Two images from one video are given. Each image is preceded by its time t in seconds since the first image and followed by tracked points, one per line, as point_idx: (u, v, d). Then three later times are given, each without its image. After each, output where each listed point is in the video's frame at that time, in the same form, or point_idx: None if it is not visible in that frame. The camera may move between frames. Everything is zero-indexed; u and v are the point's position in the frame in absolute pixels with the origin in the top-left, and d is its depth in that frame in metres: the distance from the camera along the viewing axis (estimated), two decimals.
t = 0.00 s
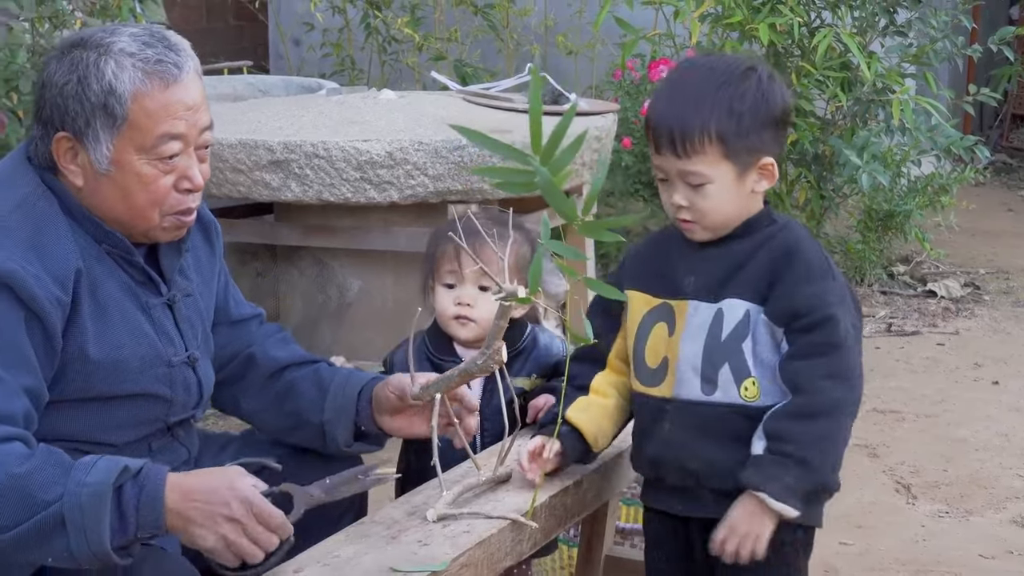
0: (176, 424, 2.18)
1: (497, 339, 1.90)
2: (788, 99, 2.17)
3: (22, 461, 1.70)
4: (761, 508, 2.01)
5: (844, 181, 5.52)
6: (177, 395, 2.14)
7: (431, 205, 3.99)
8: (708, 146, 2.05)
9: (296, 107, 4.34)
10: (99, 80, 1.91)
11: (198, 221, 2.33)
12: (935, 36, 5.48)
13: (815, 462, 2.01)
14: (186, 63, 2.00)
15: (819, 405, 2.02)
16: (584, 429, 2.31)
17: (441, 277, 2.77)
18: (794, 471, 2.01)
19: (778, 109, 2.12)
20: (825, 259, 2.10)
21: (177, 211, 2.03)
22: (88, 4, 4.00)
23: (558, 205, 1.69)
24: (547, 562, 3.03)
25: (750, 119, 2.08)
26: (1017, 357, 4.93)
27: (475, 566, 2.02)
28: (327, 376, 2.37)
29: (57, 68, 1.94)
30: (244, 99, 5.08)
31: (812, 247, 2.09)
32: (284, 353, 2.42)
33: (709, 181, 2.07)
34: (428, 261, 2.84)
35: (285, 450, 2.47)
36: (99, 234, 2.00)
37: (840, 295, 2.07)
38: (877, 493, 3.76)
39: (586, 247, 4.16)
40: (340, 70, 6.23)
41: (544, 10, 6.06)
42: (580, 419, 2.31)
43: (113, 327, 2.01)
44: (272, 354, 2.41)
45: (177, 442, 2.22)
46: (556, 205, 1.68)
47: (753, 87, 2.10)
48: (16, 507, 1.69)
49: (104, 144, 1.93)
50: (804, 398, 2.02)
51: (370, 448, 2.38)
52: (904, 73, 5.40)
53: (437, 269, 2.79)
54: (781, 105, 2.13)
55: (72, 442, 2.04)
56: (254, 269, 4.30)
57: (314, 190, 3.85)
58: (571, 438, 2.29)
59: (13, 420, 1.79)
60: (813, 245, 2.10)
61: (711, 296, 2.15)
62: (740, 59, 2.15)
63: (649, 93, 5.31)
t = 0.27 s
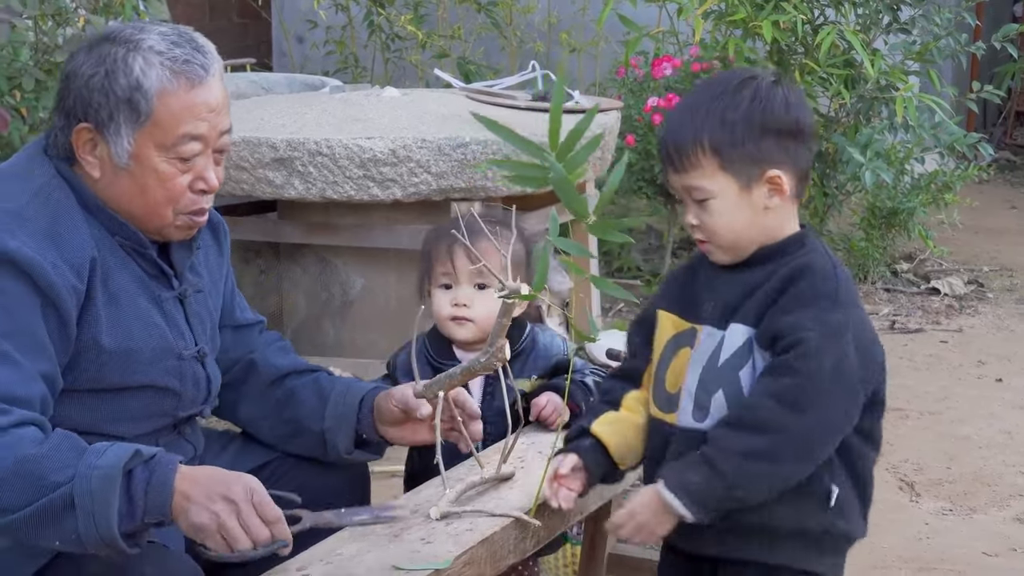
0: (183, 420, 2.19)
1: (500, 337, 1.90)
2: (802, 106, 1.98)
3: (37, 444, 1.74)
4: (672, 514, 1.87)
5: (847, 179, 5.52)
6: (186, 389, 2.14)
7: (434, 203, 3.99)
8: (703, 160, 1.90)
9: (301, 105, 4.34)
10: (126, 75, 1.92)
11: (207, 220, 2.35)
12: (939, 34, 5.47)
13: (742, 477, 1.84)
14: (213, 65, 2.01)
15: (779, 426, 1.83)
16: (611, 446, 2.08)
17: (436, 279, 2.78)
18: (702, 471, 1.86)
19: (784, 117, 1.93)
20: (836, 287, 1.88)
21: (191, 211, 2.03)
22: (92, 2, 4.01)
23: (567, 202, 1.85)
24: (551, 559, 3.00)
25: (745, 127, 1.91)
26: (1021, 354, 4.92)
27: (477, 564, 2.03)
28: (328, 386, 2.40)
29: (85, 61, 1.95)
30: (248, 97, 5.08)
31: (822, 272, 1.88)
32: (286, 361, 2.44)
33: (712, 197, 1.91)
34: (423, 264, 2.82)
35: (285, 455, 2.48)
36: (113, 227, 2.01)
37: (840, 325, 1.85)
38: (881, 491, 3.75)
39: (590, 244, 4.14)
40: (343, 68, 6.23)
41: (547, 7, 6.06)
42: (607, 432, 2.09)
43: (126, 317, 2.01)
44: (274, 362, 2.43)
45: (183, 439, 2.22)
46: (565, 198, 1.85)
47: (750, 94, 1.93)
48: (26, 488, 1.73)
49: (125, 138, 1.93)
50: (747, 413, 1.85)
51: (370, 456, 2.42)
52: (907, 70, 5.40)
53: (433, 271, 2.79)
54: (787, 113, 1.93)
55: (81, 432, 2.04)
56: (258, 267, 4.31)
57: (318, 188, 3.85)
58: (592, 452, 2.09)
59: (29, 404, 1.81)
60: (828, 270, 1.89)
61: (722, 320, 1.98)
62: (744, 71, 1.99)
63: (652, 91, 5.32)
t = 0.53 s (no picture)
0: (192, 418, 2.21)
1: (503, 334, 1.90)
2: (806, 122, 1.89)
3: (51, 429, 1.74)
4: (607, 511, 1.89)
5: (849, 176, 5.52)
6: (197, 387, 2.17)
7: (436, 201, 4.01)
8: (693, 187, 1.88)
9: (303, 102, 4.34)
10: (165, 72, 1.95)
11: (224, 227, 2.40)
12: (941, 31, 5.47)
13: (667, 484, 1.83)
14: (250, 70, 2.04)
15: (722, 441, 1.81)
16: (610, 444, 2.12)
17: (442, 274, 2.80)
18: (636, 470, 1.86)
19: (775, 139, 1.85)
20: (815, 318, 1.79)
21: (217, 211, 2.07)
22: None
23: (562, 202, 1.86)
24: (554, 556, 2.97)
25: (730, 150, 1.86)
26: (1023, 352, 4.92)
27: (479, 561, 2.04)
28: (336, 397, 2.42)
29: (127, 55, 1.99)
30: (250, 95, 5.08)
31: (801, 301, 1.81)
32: (291, 372, 2.48)
33: (706, 225, 1.89)
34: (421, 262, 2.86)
35: (285, 457, 2.52)
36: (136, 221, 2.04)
37: (806, 357, 1.78)
38: (883, 488, 3.76)
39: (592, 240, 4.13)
40: (345, 65, 6.23)
41: (550, 4, 6.05)
42: (613, 431, 2.12)
43: (145, 310, 2.04)
44: (282, 371, 2.47)
45: (190, 438, 2.24)
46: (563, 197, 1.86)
47: (740, 114, 1.87)
48: (38, 471, 1.73)
49: (157, 135, 1.96)
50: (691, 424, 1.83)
51: (376, 463, 2.43)
52: (909, 67, 5.40)
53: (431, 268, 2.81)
54: (782, 132, 1.86)
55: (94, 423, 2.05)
56: (259, 264, 4.29)
57: (319, 185, 3.84)
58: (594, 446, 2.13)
59: (45, 386, 1.81)
60: (811, 299, 1.80)
61: (717, 333, 1.96)
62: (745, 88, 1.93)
63: (654, 88, 5.32)
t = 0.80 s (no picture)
0: (199, 419, 2.22)
1: (504, 334, 1.91)
2: (802, 127, 1.97)
3: (70, 422, 1.76)
4: (568, 505, 2.05)
5: (851, 175, 5.52)
6: (209, 386, 2.18)
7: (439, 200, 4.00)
8: (687, 185, 1.99)
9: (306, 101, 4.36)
10: (197, 72, 1.99)
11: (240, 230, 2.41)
12: (943, 30, 5.47)
13: (627, 479, 1.95)
14: (279, 76, 2.08)
15: (683, 444, 1.93)
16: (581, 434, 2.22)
17: (452, 267, 2.81)
18: (598, 466, 2.00)
19: (767, 142, 1.94)
20: (784, 327, 1.90)
21: (236, 213, 2.10)
22: None
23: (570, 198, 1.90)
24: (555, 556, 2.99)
25: (723, 152, 1.95)
26: None
27: (481, 561, 2.04)
28: (345, 399, 2.44)
29: (158, 55, 2.03)
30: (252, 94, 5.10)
31: (773, 309, 1.91)
32: (304, 372, 2.50)
33: (695, 221, 1.99)
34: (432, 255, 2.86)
35: (291, 457, 2.53)
36: (155, 220, 2.07)
37: (773, 365, 1.89)
38: (885, 487, 3.76)
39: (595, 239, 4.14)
40: (347, 64, 6.24)
41: (552, 4, 6.06)
42: (583, 421, 2.22)
43: (162, 308, 2.07)
44: (295, 372, 2.49)
45: (198, 438, 2.25)
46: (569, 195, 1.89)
47: (736, 114, 1.96)
48: (55, 463, 1.75)
49: (185, 133, 2.00)
50: (659, 421, 1.95)
51: (383, 467, 2.44)
52: (911, 66, 5.40)
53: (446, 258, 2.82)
54: (775, 134, 1.95)
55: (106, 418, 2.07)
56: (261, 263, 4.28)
57: (321, 185, 3.85)
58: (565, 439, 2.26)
59: (65, 379, 1.83)
60: (784, 308, 1.90)
61: (693, 328, 2.05)
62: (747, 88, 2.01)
63: (656, 87, 5.32)
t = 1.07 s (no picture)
0: (205, 421, 2.22)
1: (506, 336, 1.92)
2: (786, 124, 2.01)
3: (92, 422, 1.77)
4: (565, 516, 2.05)
5: (853, 177, 5.53)
6: (216, 387, 2.19)
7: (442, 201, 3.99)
8: (670, 170, 1.99)
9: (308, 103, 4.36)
10: (212, 73, 2.01)
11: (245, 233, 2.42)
12: (945, 32, 5.47)
13: (623, 488, 1.99)
14: (292, 81, 2.10)
15: (675, 443, 1.96)
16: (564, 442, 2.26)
17: (458, 268, 2.80)
18: (590, 477, 2.02)
19: (754, 137, 1.98)
20: (763, 319, 1.93)
21: (247, 215, 2.11)
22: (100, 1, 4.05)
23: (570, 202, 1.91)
24: (557, 560, 3.00)
25: (709, 143, 1.97)
26: None
27: (484, 563, 2.04)
28: (345, 406, 2.45)
29: (173, 56, 2.04)
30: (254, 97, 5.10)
31: (751, 301, 1.94)
32: (307, 377, 2.51)
33: (672, 209, 2.01)
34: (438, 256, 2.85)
35: (290, 462, 2.53)
36: (165, 221, 2.08)
37: (754, 358, 1.92)
38: (887, 489, 3.76)
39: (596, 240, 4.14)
40: (349, 66, 6.24)
41: (553, 6, 6.06)
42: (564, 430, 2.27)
43: (172, 307, 2.08)
44: (297, 377, 2.50)
45: (203, 441, 2.24)
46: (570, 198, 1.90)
47: (725, 108, 1.98)
48: (76, 461, 1.75)
49: (199, 133, 2.00)
50: (649, 427, 1.97)
51: (383, 475, 2.45)
52: (914, 68, 5.40)
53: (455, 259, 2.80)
54: (760, 131, 1.98)
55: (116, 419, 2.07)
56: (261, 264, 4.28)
57: (324, 186, 3.85)
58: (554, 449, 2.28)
59: (84, 376, 1.85)
60: (760, 300, 1.94)
61: (667, 324, 2.09)
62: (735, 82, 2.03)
63: (658, 89, 5.33)
